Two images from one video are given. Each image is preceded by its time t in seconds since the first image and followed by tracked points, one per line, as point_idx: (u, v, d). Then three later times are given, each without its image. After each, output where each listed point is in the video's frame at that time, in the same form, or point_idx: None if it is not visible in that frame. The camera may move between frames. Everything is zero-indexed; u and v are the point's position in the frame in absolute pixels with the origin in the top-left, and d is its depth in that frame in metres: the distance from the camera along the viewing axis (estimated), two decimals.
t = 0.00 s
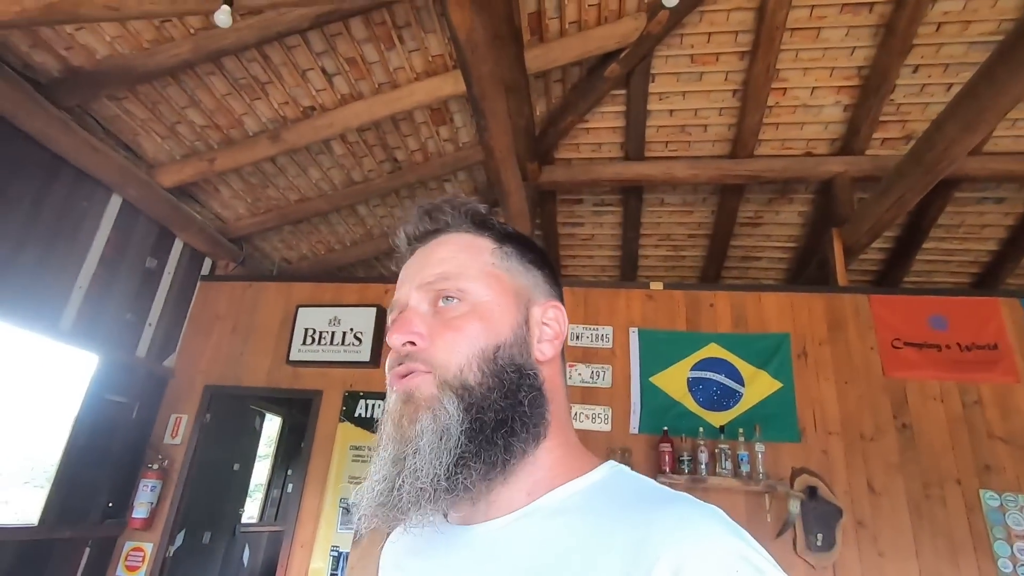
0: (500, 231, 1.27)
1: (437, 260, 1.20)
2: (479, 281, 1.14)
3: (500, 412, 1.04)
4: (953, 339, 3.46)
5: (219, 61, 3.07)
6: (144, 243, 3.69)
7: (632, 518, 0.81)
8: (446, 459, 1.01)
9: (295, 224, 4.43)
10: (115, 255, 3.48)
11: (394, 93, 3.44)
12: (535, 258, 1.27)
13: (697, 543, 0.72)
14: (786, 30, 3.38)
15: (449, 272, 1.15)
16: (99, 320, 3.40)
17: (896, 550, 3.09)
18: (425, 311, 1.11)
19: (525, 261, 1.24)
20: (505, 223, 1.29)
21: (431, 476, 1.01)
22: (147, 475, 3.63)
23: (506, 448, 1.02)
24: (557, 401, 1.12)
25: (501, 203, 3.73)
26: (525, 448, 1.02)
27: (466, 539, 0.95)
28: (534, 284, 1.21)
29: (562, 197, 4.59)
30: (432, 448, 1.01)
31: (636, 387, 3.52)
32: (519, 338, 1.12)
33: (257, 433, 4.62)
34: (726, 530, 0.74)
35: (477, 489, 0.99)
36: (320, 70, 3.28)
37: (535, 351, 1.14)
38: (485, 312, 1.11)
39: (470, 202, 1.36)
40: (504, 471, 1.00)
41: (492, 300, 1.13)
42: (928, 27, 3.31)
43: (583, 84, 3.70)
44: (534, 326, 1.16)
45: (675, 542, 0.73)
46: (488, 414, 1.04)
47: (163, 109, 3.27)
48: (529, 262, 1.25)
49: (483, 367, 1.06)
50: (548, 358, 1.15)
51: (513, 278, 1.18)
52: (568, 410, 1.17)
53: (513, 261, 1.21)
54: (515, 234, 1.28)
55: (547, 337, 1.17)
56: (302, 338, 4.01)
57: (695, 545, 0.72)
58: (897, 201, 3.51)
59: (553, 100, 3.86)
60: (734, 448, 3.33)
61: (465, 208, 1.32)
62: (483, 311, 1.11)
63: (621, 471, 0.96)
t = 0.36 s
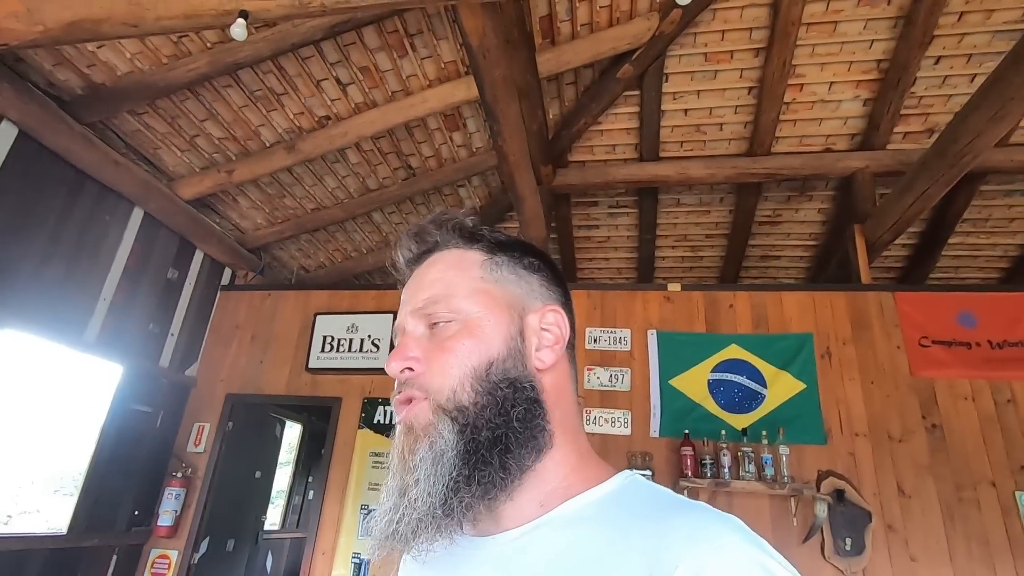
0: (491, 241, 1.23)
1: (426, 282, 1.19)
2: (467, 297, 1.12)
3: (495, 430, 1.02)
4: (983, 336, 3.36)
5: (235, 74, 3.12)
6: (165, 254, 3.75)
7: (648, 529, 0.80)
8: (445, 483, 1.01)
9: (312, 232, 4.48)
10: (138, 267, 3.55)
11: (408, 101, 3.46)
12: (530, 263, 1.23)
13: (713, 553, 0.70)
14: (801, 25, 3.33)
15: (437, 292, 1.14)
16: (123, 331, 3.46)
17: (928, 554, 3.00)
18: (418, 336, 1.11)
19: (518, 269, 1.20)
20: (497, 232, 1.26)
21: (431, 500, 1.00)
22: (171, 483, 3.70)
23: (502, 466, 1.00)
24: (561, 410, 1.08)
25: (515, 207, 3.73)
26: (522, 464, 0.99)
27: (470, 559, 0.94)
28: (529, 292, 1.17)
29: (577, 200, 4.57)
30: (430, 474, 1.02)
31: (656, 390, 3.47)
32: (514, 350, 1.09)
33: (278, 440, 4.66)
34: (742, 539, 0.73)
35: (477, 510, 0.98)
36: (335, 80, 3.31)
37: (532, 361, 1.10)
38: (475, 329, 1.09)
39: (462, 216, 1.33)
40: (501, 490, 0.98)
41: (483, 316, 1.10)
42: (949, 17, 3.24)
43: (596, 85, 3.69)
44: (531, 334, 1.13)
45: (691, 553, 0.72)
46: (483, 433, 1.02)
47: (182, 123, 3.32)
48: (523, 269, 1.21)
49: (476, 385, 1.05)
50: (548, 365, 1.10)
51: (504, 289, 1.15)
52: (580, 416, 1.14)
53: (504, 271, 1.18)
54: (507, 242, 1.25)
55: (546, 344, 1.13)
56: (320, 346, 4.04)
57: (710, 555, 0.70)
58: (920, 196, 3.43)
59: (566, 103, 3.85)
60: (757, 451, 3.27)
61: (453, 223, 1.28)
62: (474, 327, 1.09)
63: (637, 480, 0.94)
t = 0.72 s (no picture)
0: (487, 249, 1.21)
1: (423, 295, 1.19)
2: (457, 307, 1.11)
3: (482, 441, 1.00)
4: (1001, 332, 3.29)
5: (243, 81, 3.14)
6: (177, 261, 3.79)
7: (665, 543, 0.77)
8: (435, 494, 1.01)
9: (321, 237, 4.50)
10: (150, 274, 3.58)
11: (414, 104, 3.46)
12: (528, 268, 1.19)
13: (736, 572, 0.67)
14: (810, 19, 3.28)
15: (429, 305, 1.14)
16: (137, 338, 3.49)
17: (949, 554, 2.95)
18: (412, 348, 1.12)
19: (513, 274, 1.17)
20: (493, 241, 1.24)
21: (421, 510, 1.01)
22: (186, 488, 3.73)
23: (490, 476, 0.98)
24: (557, 416, 1.03)
25: (523, 209, 3.72)
26: (509, 474, 0.98)
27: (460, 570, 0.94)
28: (522, 297, 1.14)
29: (585, 200, 4.55)
30: (422, 486, 1.03)
31: (667, 390, 3.45)
32: (504, 358, 1.06)
33: (291, 444, 4.68)
34: (763, 556, 0.70)
35: (465, 521, 0.97)
36: (341, 85, 3.33)
37: (524, 367, 1.06)
38: (464, 338, 1.07)
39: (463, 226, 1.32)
40: (487, 500, 0.97)
41: (473, 324, 1.09)
42: (962, 8, 3.18)
43: (603, 85, 3.67)
44: (524, 340, 1.09)
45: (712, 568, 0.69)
46: (471, 444, 1.01)
47: (191, 131, 3.35)
48: (518, 274, 1.17)
49: (464, 396, 1.03)
50: (542, 371, 1.06)
51: (495, 296, 1.12)
52: (588, 421, 1.08)
53: (498, 278, 1.15)
54: (504, 248, 1.22)
55: (539, 348, 1.08)
56: (331, 350, 4.06)
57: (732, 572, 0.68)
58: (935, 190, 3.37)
59: (573, 103, 3.83)
60: (772, 451, 3.24)
61: (451, 235, 1.28)
62: (463, 337, 1.08)
63: (650, 491, 0.91)
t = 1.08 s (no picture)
0: (462, 249, 1.25)
1: (394, 285, 1.21)
2: (430, 300, 1.13)
3: (448, 429, 1.01)
4: None
5: (252, 91, 3.20)
6: (195, 270, 3.89)
7: (597, 533, 0.80)
8: (393, 478, 0.99)
9: (336, 242, 4.57)
10: (169, 283, 3.68)
11: (420, 107, 3.49)
12: (498, 273, 1.24)
13: (664, 554, 0.71)
14: (819, 4, 3.20)
15: (401, 296, 1.16)
16: (159, 345, 3.60)
17: (978, 550, 2.84)
18: (380, 335, 1.12)
19: (485, 276, 1.21)
20: (466, 242, 1.27)
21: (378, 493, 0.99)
22: (208, 491, 3.82)
23: (452, 464, 0.99)
24: (516, 412, 1.07)
25: (531, 207, 3.72)
26: (472, 463, 0.99)
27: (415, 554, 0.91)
28: (492, 298, 1.18)
29: (596, 196, 4.53)
30: (379, 469, 1.01)
31: (681, 386, 3.41)
32: (472, 352, 1.09)
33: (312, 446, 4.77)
34: (689, 543, 0.75)
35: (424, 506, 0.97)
36: (347, 90, 3.37)
37: (490, 364, 1.10)
38: (435, 329, 1.09)
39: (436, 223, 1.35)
40: (449, 486, 0.97)
41: (444, 317, 1.11)
42: None
43: (609, 80, 3.64)
44: (491, 338, 1.13)
45: (642, 552, 0.72)
46: (435, 431, 1.02)
47: (205, 142, 3.43)
48: (490, 276, 1.22)
49: (432, 383, 1.05)
50: (506, 368, 1.10)
51: (468, 293, 1.16)
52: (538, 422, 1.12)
53: (470, 277, 1.19)
54: (476, 251, 1.26)
55: (505, 347, 1.12)
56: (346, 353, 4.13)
57: (659, 553, 0.72)
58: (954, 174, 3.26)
59: (580, 99, 3.82)
60: (789, 445, 3.17)
61: (428, 231, 1.31)
62: (434, 327, 1.09)
63: (587, 490, 0.95)
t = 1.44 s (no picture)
0: (453, 232, 1.25)
1: (385, 271, 1.20)
2: (424, 285, 1.13)
3: (445, 412, 1.01)
4: None
5: (286, 102, 3.28)
6: (238, 277, 4.02)
7: (595, 511, 0.79)
8: (392, 463, 0.99)
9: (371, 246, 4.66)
10: (214, 290, 3.81)
11: (448, 109, 3.52)
12: (490, 254, 1.24)
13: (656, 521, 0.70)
14: None
15: (394, 282, 1.16)
16: (205, 350, 3.73)
17: None
18: (373, 322, 1.12)
19: (477, 259, 1.21)
20: (457, 223, 1.28)
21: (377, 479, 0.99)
22: (255, 491, 3.97)
23: (452, 446, 0.99)
24: (514, 392, 1.07)
25: (562, 205, 3.69)
26: (470, 444, 0.99)
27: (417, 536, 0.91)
28: (486, 280, 1.18)
29: (628, 192, 4.47)
30: (378, 454, 1.01)
31: (720, 383, 3.32)
32: (468, 335, 1.09)
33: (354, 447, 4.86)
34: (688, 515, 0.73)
35: (424, 489, 0.97)
36: (377, 96, 3.42)
37: (485, 344, 1.10)
38: (429, 313, 1.09)
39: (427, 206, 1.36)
40: (449, 468, 0.97)
41: (438, 301, 1.11)
42: None
43: (638, 73, 3.59)
44: (486, 319, 1.13)
45: (641, 527, 0.71)
46: (432, 414, 1.01)
47: (243, 153, 3.55)
48: (482, 259, 1.22)
49: (428, 367, 1.04)
50: (502, 349, 1.10)
51: (461, 276, 1.16)
52: (537, 402, 1.12)
53: (462, 260, 1.19)
54: (467, 233, 1.26)
55: (501, 328, 1.13)
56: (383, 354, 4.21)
57: (657, 526, 0.70)
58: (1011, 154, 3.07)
59: (609, 94, 3.78)
60: (837, 443, 3.04)
61: (420, 215, 1.31)
62: (428, 312, 1.09)
63: (585, 470, 0.94)
